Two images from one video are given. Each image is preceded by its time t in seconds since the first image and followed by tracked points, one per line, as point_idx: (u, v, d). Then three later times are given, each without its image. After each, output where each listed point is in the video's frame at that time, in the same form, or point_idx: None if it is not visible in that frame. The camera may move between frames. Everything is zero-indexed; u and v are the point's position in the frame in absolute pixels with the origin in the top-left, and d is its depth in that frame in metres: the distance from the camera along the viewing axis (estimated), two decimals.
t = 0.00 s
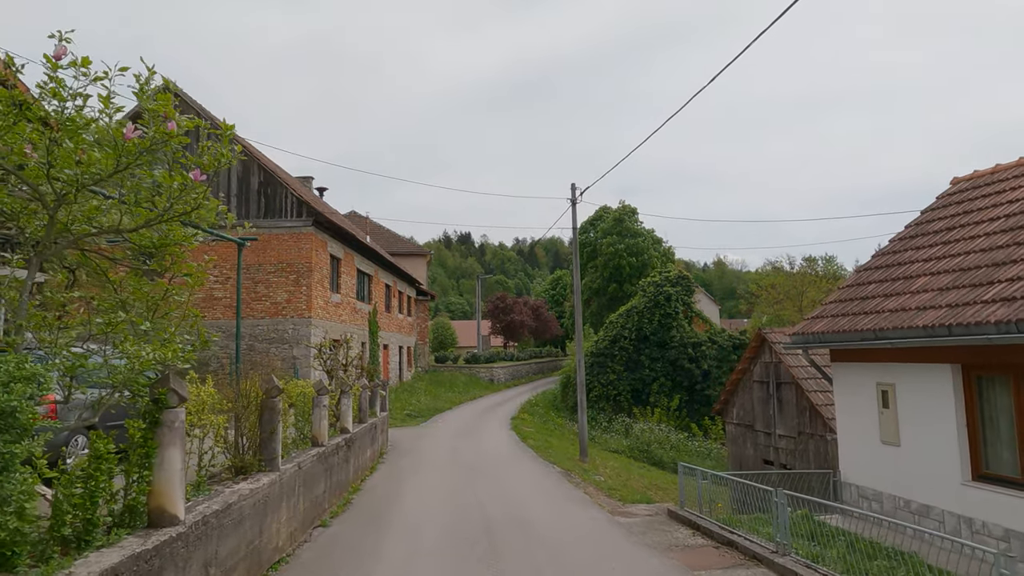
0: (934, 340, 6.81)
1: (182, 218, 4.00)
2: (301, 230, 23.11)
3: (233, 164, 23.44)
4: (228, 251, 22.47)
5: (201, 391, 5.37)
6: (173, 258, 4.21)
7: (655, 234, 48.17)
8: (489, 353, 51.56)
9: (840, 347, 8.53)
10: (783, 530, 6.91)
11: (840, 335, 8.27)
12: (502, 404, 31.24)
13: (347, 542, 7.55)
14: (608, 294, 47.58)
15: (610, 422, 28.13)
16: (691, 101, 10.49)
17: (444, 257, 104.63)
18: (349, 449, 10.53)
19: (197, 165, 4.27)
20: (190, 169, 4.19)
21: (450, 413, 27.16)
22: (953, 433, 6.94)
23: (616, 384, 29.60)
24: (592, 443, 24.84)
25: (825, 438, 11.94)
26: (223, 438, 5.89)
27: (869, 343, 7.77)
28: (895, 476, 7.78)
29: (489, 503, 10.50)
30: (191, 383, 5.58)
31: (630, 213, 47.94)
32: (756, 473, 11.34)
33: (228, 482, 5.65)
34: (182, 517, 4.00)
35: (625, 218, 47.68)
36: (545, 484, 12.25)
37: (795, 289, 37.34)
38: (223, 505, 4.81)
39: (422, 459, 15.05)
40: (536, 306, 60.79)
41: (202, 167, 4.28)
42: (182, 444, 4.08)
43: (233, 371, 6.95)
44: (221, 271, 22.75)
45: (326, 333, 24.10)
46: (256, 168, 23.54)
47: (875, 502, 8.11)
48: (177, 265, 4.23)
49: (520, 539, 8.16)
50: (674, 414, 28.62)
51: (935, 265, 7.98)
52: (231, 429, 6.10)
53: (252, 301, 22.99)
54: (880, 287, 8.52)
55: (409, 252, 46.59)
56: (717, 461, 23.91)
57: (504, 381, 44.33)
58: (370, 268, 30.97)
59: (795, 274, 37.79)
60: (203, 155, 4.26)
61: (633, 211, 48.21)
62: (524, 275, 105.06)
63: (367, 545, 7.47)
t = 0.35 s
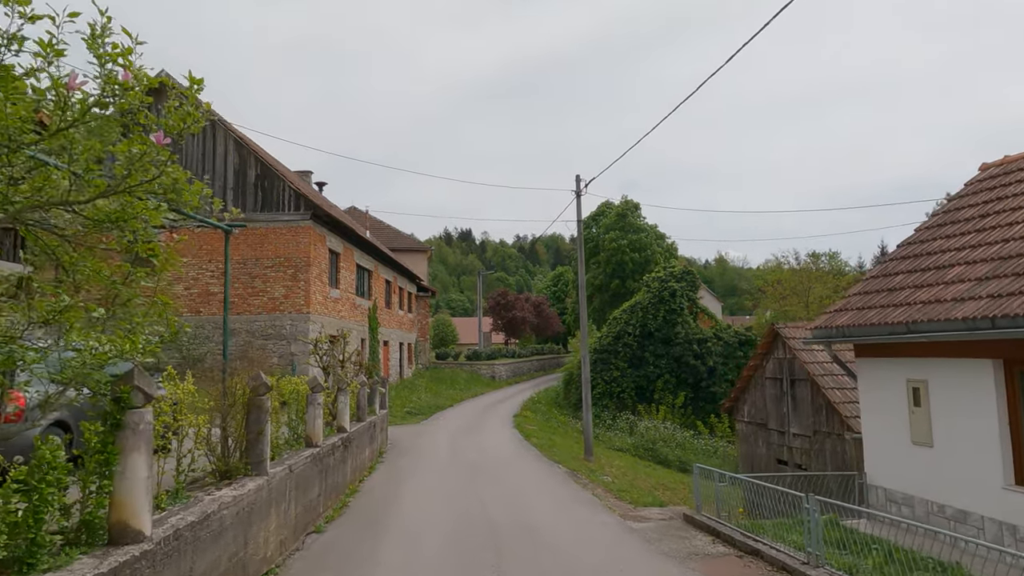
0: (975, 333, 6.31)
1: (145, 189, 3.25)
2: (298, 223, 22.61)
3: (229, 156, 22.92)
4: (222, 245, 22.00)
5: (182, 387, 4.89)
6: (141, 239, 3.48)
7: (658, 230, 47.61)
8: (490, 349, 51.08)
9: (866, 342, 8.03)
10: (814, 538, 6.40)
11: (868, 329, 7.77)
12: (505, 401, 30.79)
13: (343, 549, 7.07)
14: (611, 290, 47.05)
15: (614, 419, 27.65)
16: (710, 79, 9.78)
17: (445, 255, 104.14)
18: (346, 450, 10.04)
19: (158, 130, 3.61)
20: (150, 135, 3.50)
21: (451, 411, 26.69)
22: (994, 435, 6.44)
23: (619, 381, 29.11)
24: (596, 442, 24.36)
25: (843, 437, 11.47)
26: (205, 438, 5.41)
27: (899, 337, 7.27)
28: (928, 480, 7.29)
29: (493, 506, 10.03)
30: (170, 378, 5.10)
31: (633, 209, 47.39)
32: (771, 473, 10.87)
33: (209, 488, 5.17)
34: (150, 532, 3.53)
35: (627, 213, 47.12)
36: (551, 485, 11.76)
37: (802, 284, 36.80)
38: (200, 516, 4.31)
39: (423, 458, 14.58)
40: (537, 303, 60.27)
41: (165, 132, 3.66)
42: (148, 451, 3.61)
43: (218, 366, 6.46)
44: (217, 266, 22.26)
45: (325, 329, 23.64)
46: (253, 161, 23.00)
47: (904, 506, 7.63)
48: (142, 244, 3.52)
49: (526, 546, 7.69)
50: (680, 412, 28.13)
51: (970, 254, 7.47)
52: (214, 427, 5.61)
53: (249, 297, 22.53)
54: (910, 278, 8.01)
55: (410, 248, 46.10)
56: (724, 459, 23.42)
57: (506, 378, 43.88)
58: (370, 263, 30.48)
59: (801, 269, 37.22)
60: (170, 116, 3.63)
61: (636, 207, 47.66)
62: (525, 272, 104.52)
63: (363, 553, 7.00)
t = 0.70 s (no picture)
0: None
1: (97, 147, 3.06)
2: (298, 218, 22.16)
3: (227, 150, 22.44)
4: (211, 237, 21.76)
5: (157, 387, 4.41)
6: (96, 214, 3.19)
7: (662, 227, 47.05)
8: (493, 348, 50.63)
9: (898, 337, 7.52)
10: (852, 552, 5.82)
11: (901, 324, 7.26)
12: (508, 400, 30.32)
13: (340, 559, 6.58)
14: (615, 288, 46.53)
15: (620, 419, 27.16)
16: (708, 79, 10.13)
17: (448, 253, 103.65)
18: (344, 451, 9.56)
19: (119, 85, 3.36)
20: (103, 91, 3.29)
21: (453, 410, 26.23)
22: None
23: (625, 379, 28.62)
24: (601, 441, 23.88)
25: (864, 438, 10.97)
26: (185, 441, 4.92)
27: (938, 334, 6.74)
28: (966, 486, 6.80)
29: (499, 510, 9.56)
30: (145, 376, 4.62)
31: (637, 206, 46.83)
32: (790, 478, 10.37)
33: (187, 497, 4.67)
34: (109, 553, 3.05)
35: (632, 210, 46.55)
36: (559, 487, 11.27)
37: (810, 282, 36.24)
38: (173, 529, 3.85)
39: (425, 459, 14.11)
40: (541, 301, 59.75)
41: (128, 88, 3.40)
42: (108, 461, 3.14)
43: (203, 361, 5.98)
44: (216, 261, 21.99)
45: (325, 326, 23.21)
46: (251, 154, 22.51)
47: (939, 514, 7.14)
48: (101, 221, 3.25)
49: (534, 553, 7.22)
50: (686, 411, 27.62)
51: (1014, 243, 6.93)
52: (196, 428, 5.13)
53: (248, 294, 22.07)
54: (945, 270, 7.49)
55: (412, 246, 45.63)
56: (732, 460, 22.91)
57: (509, 377, 43.41)
58: (372, 260, 30.02)
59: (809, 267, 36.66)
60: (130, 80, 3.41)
61: (640, 204, 47.11)
62: (528, 270, 104.01)
63: (359, 563, 6.50)
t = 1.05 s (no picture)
0: None
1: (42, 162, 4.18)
2: (292, 214, 21.67)
3: (220, 144, 21.91)
4: (194, 228, 21.29)
5: (115, 385, 3.94)
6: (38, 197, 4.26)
7: (663, 225, 46.62)
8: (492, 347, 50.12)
9: (927, 332, 7.03)
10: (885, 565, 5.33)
11: (929, 318, 6.80)
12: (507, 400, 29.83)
13: (328, 572, 6.07)
14: (615, 287, 46.05)
15: (621, 419, 26.68)
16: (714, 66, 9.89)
17: (446, 253, 103.13)
18: (335, 454, 9.06)
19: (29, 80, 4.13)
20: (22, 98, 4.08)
21: (451, 410, 25.76)
22: None
23: (626, 379, 28.13)
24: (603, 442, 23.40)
25: (881, 439, 10.50)
26: (150, 445, 4.44)
27: (971, 327, 6.27)
28: (1003, 492, 6.30)
29: (499, 516, 9.05)
30: (104, 372, 4.15)
31: (637, 204, 46.38)
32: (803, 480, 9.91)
33: (151, 507, 4.18)
34: None
35: (632, 208, 46.10)
36: (562, 491, 10.78)
37: (813, 280, 35.78)
38: (127, 547, 3.35)
39: (423, 461, 13.63)
40: (540, 300, 59.26)
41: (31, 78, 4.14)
42: (36, 472, 2.75)
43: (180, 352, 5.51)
44: (208, 258, 21.74)
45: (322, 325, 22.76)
46: (245, 149, 22.01)
47: (973, 522, 6.64)
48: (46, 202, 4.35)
49: (538, 564, 6.71)
50: (689, 411, 27.15)
51: None
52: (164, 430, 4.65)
53: (242, 291, 21.58)
54: (976, 260, 7.02)
55: (410, 244, 45.16)
56: (736, 461, 22.43)
57: (508, 377, 42.91)
58: (368, 258, 29.51)
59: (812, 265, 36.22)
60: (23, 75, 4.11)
61: (640, 202, 46.67)
62: (527, 270, 103.48)
63: None
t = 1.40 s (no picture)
0: None
1: None
2: (292, 210, 21.20)
3: (218, 139, 21.44)
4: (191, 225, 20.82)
5: (73, 384, 3.47)
6: None
7: (668, 224, 46.10)
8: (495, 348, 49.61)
9: (968, 328, 6.51)
10: None
11: (972, 312, 6.28)
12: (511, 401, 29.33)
13: None
14: (620, 286, 45.52)
15: (628, 420, 26.16)
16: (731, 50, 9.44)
17: (449, 253, 102.62)
18: (332, 458, 8.56)
19: None
20: None
21: (455, 411, 25.27)
22: None
23: (633, 379, 27.60)
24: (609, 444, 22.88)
25: (906, 443, 9.98)
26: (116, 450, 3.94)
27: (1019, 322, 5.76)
28: None
29: (505, 525, 8.54)
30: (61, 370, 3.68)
31: (642, 202, 45.87)
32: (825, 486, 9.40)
33: (116, 522, 3.71)
34: None
35: (637, 206, 45.58)
36: (571, 497, 10.26)
37: (822, 278, 35.17)
38: None
39: (425, 464, 13.14)
40: (544, 300, 58.72)
41: None
42: None
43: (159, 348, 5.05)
44: (206, 255, 21.25)
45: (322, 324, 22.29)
46: (244, 144, 21.55)
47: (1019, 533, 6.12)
48: None
49: None
50: (696, 412, 26.62)
51: None
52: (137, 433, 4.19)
53: (240, 289, 21.11)
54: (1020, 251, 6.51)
55: (413, 244, 44.69)
56: (745, 463, 21.90)
57: (512, 377, 42.43)
58: (370, 256, 29.05)
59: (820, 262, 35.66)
60: None
61: (645, 201, 46.15)
62: (530, 271, 102.94)
63: None
